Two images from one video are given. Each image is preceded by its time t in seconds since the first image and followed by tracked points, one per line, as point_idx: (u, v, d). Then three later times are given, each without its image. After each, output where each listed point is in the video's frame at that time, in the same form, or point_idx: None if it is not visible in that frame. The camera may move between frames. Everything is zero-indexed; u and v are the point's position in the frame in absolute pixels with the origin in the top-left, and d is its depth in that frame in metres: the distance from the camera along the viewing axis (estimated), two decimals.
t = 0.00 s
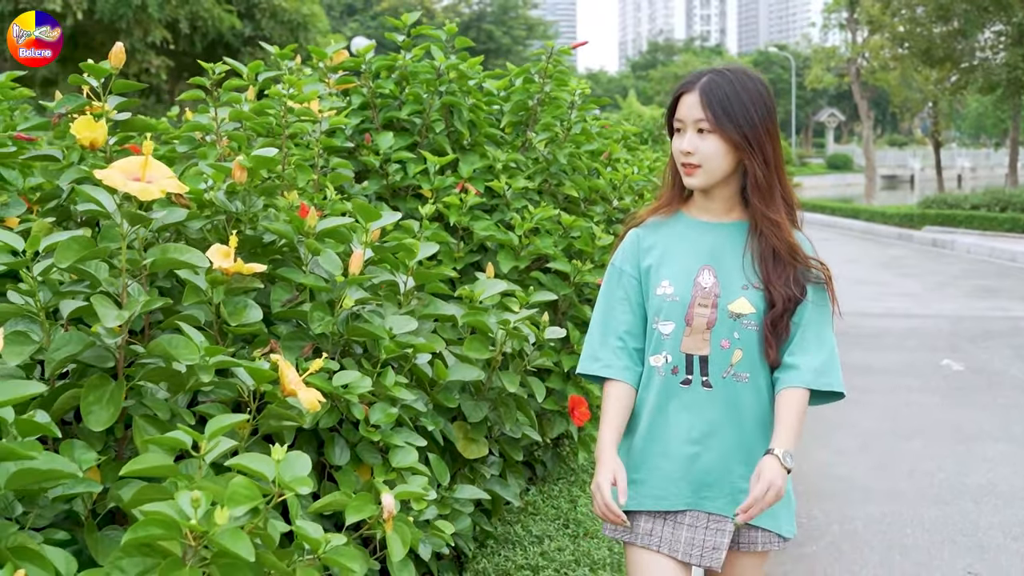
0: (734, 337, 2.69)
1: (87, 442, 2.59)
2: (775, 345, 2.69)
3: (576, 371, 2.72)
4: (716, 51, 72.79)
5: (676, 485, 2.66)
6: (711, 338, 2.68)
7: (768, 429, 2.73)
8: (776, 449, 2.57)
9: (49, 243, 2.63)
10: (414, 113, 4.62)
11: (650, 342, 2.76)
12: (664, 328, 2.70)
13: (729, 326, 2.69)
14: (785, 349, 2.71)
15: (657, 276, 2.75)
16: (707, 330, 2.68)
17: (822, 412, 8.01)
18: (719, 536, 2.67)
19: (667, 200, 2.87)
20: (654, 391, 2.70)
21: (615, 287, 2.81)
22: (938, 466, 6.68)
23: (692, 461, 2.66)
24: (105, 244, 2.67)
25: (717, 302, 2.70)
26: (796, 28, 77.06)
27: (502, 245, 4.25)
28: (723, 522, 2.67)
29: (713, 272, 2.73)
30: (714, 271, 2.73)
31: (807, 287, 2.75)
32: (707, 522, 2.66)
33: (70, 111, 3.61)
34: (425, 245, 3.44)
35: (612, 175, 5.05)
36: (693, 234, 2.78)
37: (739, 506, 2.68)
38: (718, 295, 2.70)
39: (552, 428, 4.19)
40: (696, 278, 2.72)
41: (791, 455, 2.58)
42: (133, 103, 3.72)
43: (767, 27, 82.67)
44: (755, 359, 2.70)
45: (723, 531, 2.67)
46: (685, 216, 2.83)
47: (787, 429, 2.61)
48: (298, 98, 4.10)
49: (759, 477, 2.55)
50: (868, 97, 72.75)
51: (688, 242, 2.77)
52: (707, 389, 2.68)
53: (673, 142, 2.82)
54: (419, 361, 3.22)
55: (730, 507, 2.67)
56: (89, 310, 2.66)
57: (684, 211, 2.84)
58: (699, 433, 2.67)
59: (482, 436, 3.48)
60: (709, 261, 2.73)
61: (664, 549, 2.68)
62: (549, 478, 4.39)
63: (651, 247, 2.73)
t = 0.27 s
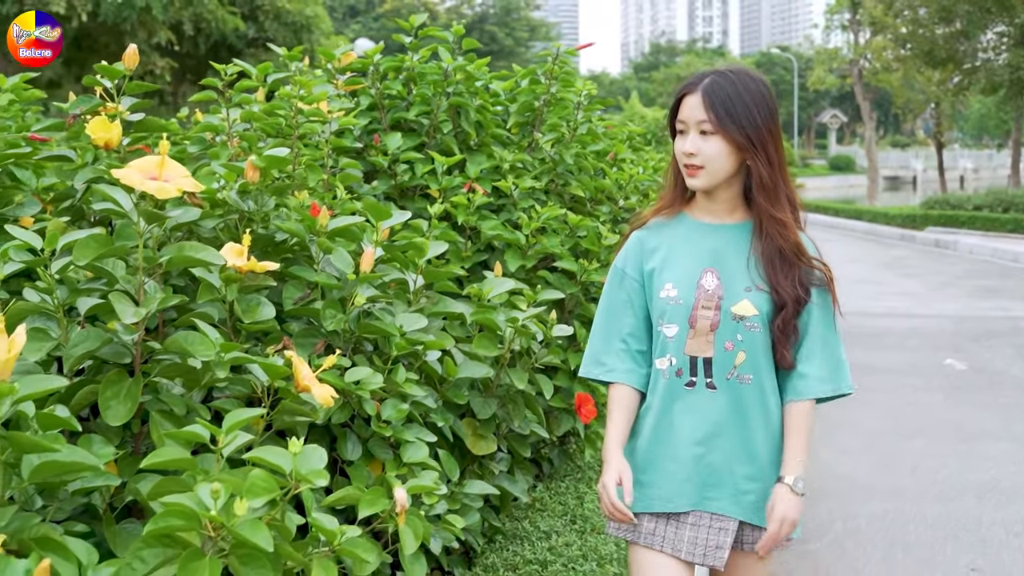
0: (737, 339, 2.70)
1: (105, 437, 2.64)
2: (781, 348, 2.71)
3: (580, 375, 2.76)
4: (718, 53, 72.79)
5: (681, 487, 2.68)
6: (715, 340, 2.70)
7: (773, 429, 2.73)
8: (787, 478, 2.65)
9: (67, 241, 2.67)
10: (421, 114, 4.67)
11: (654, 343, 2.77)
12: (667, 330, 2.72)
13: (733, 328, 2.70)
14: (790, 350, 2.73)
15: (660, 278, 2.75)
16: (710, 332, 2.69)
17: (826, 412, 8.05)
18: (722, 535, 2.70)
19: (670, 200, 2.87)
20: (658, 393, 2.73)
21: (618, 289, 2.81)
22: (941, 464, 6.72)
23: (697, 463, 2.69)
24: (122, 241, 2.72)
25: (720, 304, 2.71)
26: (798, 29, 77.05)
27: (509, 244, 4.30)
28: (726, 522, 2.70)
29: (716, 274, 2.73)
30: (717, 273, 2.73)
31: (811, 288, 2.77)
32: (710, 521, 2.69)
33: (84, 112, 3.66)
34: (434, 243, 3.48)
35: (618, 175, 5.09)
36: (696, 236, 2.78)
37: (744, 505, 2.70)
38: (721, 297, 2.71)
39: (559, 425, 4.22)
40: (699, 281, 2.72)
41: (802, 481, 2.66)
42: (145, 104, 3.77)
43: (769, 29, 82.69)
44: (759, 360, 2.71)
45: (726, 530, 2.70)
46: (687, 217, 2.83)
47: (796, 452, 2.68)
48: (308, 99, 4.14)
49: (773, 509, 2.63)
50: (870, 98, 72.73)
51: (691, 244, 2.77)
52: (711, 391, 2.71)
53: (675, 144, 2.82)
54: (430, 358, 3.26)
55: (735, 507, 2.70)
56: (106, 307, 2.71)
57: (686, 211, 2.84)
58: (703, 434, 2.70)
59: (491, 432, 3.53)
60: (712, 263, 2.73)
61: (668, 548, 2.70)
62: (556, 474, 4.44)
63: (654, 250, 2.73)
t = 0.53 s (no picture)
0: (736, 343, 2.68)
1: (123, 429, 2.69)
2: (782, 352, 2.70)
3: (578, 377, 2.76)
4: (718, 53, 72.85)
5: (682, 492, 2.66)
6: (713, 344, 2.67)
7: (774, 433, 2.70)
8: (809, 488, 2.74)
9: (86, 236, 2.73)
10: (428, 113, 4.72)
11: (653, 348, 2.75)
12: (666, 335, 2.69)
13: (732, 333, 2.68)
14: (791, 353, 2.71)
15: (658, 283, 2.73)
16: (709, 337, 2.67)
17: (828, 410, 8.10)
18: (725, 537, 2.69)
19: (668, 204, 2.85)
20: (657, 398, 2.70)
21: (616, 294, 2.79)
22: (942, 462, 6.76)
23: (697, 468, 2.66)
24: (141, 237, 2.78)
25: (718, 308, 2.68)
26: (798, 30, 77.13)
27: (516, 242, 4.35)
28: (729, 525, 2.68)
29: (714, 278, 2.70)
30: (715, 277, 2.70)
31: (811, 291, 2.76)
32: (713, 524, 2.68)
33: (98, 111, 3.71)
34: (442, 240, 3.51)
35: (622, 174, 5.14)
36: (694, 239, 2.75)
37: (746, 509, 2.67)
38: (720, 302, 2.68)
39: (565, 420, 4.27)
40: (697, 285, 2.69)
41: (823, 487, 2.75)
42: (157, 103, 3.82)
43: (769, 29, 82.78)
44: (759, 364, 2.69)
45: (729, 532, 2.68)
46: (685, 220, 2.80)
47: (814, 460, 2.76)
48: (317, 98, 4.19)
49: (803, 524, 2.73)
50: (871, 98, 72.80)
51: (689, 248, 2.74)
52: (710, 396, 2.68)
53: (674, 147, 2.81)
54: (440, 353, 3.31)
55: (737, 511, 2.67)
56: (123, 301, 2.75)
57: (685, 215, 2.82)
58: (703, 439, 2.67)
59: (499, 426, 3.58)
60: (710, 267, 2.70)
61: (672, 554, 2.69)
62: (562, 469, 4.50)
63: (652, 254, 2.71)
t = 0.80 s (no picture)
0: (736, 344, 2.66)
1: (143, 418, 2.75)
2: (782, 352, 2.71)
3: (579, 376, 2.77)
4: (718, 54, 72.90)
5: (683, 493, 2.65)
6: (713, 346, 2.66)
7: (772, 433, 2.70)
8: (822, 481, 2.85)
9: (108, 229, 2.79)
10: (436, 111, 4.78)
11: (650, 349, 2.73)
12: (665, 337, 2.68)
13: (731, 334, 2.66)
14: (788, 354, 2.72)
15: (657, 285, 2.71)
16: (708, 338, 2.65)
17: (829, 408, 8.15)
18: (728, 538, 2.67)
19: (665, 204, 2.83)
20: (655, 400, 2.68)
21: (613, 296, 2.77)
22: (943, 459, 6.81)
23: (697, 469, 2.65)
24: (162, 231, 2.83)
25: (717, 309, 2.67)
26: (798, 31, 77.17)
27: (522, 238, 4.41)
28: (732, 526, 2.66)
29: (713, 279, 2.68)
30: (714, 278, 2.68)
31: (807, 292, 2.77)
32: (716, 525, 2.66)
33: (113, 108, 3.76)
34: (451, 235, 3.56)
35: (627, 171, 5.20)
36: (692, 239, 2.73)
37: (747, 509, 2.65)
38: (719, 303, 2.67)
39: (572, 414, 4.38)
40: (697, 286, 2.67)
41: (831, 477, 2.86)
42: (171, 100, 3.88)
43: (769, 30, 82.84)
44: (758, 365, 2.68)
45: (732, 532, 2.67)
46: (683, 221, 2.78)
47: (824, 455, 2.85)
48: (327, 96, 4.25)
49: (816, 513, 2.86)
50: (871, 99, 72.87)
51: (687, 249, 2.72)
52: (710, 397, 2.66)
53: (672, 147, 2.79)
54: (450, 346, 3.37)
55: (739, 511, 2.65)
56: (143, 293, 2.80)
57: (682, 215, 2.80)
58: (703, 441, 2.65)
59: (507, 419, 3.64)
60: (710, 268, 2.68)
61: (676, 557, 2.67)
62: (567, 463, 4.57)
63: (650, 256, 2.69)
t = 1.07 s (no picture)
0: (733, 342, 2.71)
1: (161, 412, 2.81)
2: (780, 350, 2.77)
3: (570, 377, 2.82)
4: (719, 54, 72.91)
5: (680, 492, 2.70)
6: (710, 344, 2.71)
7: (769, 431, 2.76)
8: (819, 480, 2.89)
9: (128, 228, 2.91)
10: (444, 112, 4.84)
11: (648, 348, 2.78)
12: (663, 335, 2.73)
13: (729, 332, 2.72)
14: (785, 351, 2.78)
15: (655, 284, 2.76)
16: (706, 336, 2.71)
17: (831, 406, 8.21)
18: (722, 539, 2.72)
19: (661, 204, 2.88)
20: (654, 398, 2.74)
21: (611, 296, 2.82)
22: (944, 457, 6.87)
23: (695, 467, 2.70)
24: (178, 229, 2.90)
25: (715, 308, 2.72)
26: (799, 31, 77.18)
27: (529, 237, 4.47)
28: (727, 526, 2.72)
29: (711, 278, 2.74)
30: (712, 277, 2.73)
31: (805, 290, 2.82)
32: (710, 525, 2.71)
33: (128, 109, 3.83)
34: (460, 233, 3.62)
35: (632, 171, 5.26)
36: (689, 238, 2.79)
37: (744, 508, 2.70)
38: (717, 301, 2.72)
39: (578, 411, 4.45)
40: (695, 285, 2.73)
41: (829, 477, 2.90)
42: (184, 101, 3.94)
43: (770, 30, 82.85)
44: (755, 363, 2.74)
45: (726, 532, 2.72)
46: (680, 220, 2.84)
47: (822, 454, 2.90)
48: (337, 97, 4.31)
49: (813, 513, 2.90)
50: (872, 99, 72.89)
51: (685, 249, 2.78)
52: (708, 395, 2.71)
53: (669, 147, 2.84)
54: (459, 343, 3.43)
55: (735, 510, 2.70)
56: (159, 291, 2.86)
57: (679, 215, 2.85)
58: (701, 439, 2.70)
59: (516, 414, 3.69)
60: (707, 267, 2.74)
61: (670, 556, 2.73)
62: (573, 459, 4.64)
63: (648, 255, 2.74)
